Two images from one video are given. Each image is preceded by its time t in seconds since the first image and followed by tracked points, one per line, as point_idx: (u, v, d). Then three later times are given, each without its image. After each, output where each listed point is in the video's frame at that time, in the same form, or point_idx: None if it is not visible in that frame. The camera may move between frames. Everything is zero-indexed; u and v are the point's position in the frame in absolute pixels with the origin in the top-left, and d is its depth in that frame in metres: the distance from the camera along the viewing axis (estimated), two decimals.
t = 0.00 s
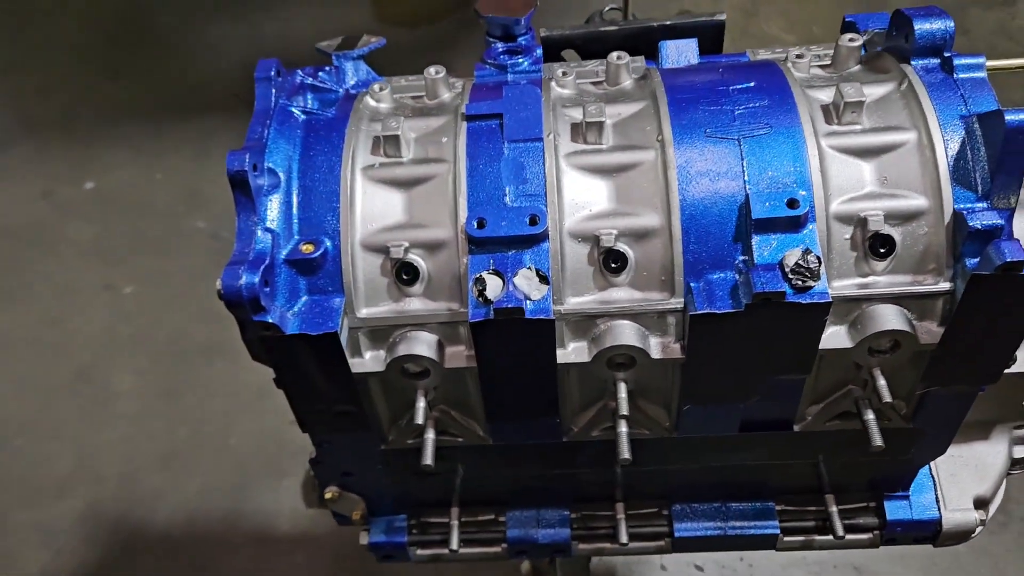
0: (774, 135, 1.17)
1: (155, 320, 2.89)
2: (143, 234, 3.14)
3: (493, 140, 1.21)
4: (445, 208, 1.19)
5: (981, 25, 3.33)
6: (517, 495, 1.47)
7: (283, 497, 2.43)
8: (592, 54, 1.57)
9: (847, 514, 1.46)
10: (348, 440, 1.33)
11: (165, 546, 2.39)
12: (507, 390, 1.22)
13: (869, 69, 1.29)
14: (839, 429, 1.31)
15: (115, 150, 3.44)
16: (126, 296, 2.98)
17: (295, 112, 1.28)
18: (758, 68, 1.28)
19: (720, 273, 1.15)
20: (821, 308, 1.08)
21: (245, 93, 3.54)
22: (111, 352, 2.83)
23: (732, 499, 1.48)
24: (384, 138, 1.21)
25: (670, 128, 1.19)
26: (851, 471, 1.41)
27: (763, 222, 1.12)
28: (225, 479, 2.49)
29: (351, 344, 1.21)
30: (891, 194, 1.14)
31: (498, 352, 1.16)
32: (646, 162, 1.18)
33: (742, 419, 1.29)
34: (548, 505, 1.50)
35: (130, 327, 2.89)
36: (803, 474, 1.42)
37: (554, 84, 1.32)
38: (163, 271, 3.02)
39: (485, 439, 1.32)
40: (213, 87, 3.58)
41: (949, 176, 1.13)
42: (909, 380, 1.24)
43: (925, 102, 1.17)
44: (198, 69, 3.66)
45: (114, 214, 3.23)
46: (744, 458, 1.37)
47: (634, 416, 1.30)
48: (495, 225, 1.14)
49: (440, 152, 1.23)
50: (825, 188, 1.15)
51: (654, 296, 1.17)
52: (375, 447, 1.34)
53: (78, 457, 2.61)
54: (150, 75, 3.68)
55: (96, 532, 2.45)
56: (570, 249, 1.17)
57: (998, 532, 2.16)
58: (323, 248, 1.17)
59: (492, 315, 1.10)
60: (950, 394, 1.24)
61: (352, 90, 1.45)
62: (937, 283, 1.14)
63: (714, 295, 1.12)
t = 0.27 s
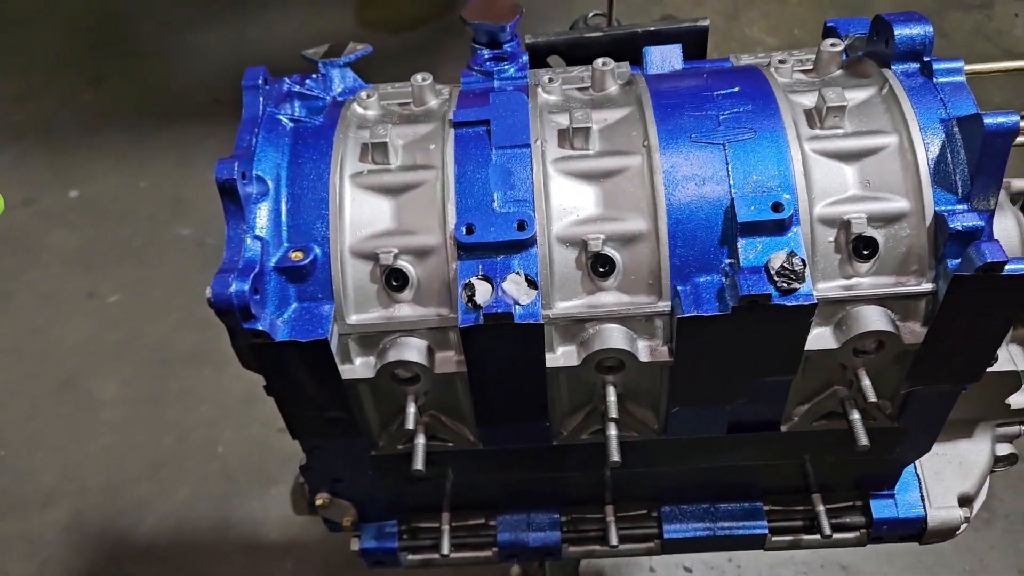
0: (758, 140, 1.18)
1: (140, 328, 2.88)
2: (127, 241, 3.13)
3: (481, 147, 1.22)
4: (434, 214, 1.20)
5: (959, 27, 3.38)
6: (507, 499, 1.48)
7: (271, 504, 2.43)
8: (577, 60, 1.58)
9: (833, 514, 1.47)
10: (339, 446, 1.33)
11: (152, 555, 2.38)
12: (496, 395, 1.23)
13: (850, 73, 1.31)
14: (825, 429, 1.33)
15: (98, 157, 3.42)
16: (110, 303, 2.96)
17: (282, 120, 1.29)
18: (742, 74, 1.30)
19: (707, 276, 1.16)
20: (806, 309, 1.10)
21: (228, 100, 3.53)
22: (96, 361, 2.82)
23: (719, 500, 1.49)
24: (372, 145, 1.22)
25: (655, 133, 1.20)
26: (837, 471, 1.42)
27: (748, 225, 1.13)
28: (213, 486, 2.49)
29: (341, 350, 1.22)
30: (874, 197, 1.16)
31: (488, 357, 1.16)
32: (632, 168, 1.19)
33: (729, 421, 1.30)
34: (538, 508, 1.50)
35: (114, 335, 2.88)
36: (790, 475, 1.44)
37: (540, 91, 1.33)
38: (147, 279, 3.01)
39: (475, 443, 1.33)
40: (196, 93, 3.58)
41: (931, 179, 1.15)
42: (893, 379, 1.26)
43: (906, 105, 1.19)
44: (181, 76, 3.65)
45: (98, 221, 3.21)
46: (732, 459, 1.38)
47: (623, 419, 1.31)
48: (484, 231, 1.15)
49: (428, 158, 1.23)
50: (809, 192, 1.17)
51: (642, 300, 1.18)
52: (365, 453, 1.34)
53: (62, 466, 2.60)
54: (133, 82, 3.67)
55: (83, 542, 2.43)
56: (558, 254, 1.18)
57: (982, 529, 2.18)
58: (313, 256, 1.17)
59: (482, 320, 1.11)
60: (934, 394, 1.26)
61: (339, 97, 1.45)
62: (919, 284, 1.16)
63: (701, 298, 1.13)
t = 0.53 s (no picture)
0: (744, 149, 1.18)
1: (126, 336, 2.86)
2: (112, 248, 3.11)
3: (466, 157, 1.21)
4: (419, 225, 1.19)
5: (946, 30, 3.39)
6: (495, 510, 1.47)
7: (259, 513, 2.41)
8: (563, 68, 1.58)
9: (822, 522, 1.47)
10: (324, 459, 1.32)
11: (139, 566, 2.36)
12: (483, 407, 1.22)
13: (836, 81, 1.30)
14: (813, 438, 1.32)
15: (83, 164, 3.40)
16: (96, 311, 2.94)
17: (265, 130, 1.28)
18: (728, 82, 1.30)
19: (694, 286, 1.16)
20: (793, 320, 1.09)
21: (215, 105, 3.51)
22: (81, 369, 2.80)
23: (708, 509, 1.49)
24: (356, 156, 1.21)
25: (641, 142, 1.19)
26: (826, 479, 1.42)
27: (734, 235, 1.12)
28: (200, 496, 2.47)
29: (326, 363, 1.21)
30: (860, 206, 1.16)
31: (474, 369, 1.15)
32: (619, 177, 1.19)
33: (717, 431, 1.30)
34: (526, 519, 1.49)
35: (99, 342, 2.85)
36: (778, 484, 1.43)
37: (526, 99, 1.32)
38: (133, 286, 2.99)
39: (462, 455, 1.32)
40: (183, 99, 3.55)
41: (917, 188, 1.14)
42: (881, 389, 1.25)
43: (892, 114, 1.19)
44: (167, 81, 3.63)
45: (83, 229, 3.19)
46: (720, 468, 1.37)
47: (611, 430, 1.31)
48: (469, 242, 1.14)
49: (413, 169, 1.22)
50: (796, 201, 1.16)
51: (629, 310, 1.18)
52: (351, 465, 1.33)
53: (47, 476, 2.57)
54: (118, 87, 3.64)
55: (68, 553, 2.41)
56: (544, 265, 1.17)
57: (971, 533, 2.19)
58: (296, 267, 1.16)
59: (467, 332, 1.10)
60: (921, 403, 1.26)
61: (323, 105, 1.45)
62: (906, 293, 1.15)
63: (688, 309, 1.12)
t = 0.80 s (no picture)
0: (729, 156, 1.16)
1: (114, 338, 2.84)
2: (101, 250, 3.08)
3: (448, 163, 1.20)
4: (400, 233, 1.17)
5: (939, 31, 3.38)
6: (479, 518, 1.45)
7: (246, 517, 2.40)
8: (550, 73, 1.56)
9: (809, 531, 1.46)
10: (306, 468, 1.30)
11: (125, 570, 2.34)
12: (465, 417, 1.20)
13: (823, 87, 1.29)
14: (799, 447, 1.31)
15: (72, 165, 3.38)
16: (84, 314, 2.92)
17: (246, 136, 1.26)
18: (714, 88, 1.28)
19: (678, 295, 1.14)
20: (778, 329, 1.08)
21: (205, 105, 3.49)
22: (68, 372, 2.78)
23: (694, 518, 1.48)
24: (336, 162, 1.19)
25: (625, 149, 1.18)
26: (813, 488, 1.41)
27: (719, 244, 1.11)
28: (187, 499, 2.45)
29: (306, 372, 1.19)
30: (846, 214, 1.14)
31: (456, 378, 1.14)
32: (602, 184, 1.17)
33: (704, 439, 1.28)
34: (511, 528, 1.48)
35: (86, 345, 2.83)
36: (766, 492, 1.42)
37: (510, 105, 1.31)
38: (122, 288, 2.97)
39: (445, 464, 1.30)
40: (173, 99, 3.53)
41: (904, 196, 1.13)
42: (868, 398, 1.24)
43: (878, 121, 1.18)
44: (157, 82, 3.61)
45: (72, 230, 3.17)
46: (707, 477, 1.36)
47: (595, 439, 1.29)
48: (450, 250, 1.12)
49: (394, 176, 1.21)
50: (781, 209, 1.15)
51: (613, 319, 1.16)
52: (333, 475, 1.32)
53: (34, 480, 2.55)
54: (108, 88, 3.62)
55: (54, 558, 2.39)
56: (527, 273, 1.16)
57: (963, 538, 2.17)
58: (276, 276, 1.15)
59: (448, 342, 1.09)
60: (908, 412, 1.25)
61: (307, 110, 1.44)
62: (893, 302, 1.14)
63: (672, 318, 1.11)
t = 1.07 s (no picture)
0: (722, 164, 1.15)
1: (106, 340, 2.82)
2: (94, 251, 3.06)
3: (437, 170, 1.18)
4: (388, 241, 1.15)
5: (938, 31, 3.36)
6: (470, 527, 1.44)
7: (239, 520, 2.38)
8: (542, 77, 1.55)
9: (804, 541, 1.44)
10: (293, 478, 1.29)
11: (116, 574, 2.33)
12: (454, 427, 1.19)
13: (818, 93, 1.27)
14: (793, 458, 1.29)
15: (65, 164, 3.35)
16: (76, 315, 2.90)
17: (232, 141, 1.24)
18: (708, 93, 1.27)
19: (670, 305, 1.13)
20: (770, 341, 1.06)
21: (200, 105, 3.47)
22: (60, 374, 2.76)
23: (687, 527, 1.46)
24: (323, 169, 1.17)
25: (616, 156, 1.16)
26: (807, 498, 1.39)
27: (711, 253, 1.09)
28: (180, 503, 2.43)
29: (292, 382, 1.17)
30: (841, 223, 1.13)
31: (444, 389, 1.12)
32: (593, 192, 1.16)
33: (696, 449, 1.26)
34: (502, 538, 1.46)
35: (79, 347, 2.81)
36: (759, 502, 1.41)
37: (500, 110, 1.29)
38: (115, 289, 2.95)
39: (434, 474, 1.29)
40: (167, 98, 3.51)
41: (899, 206, 1.12)
42: (862, 408, 1.22)
43: (873, 128, 1.16)
44: (152, 80, 3.58)
45: (65, 230, 3.15)
46: (700, 487, 1.35)
47: (586, 449, 1.28)
48: (438, 259, 1.10)
49: (382, 182, 1.19)
50: (774, 218, 1.13)
51: (603, 329, 1.15)
52: (320, 484, 1.30)
53: (25, 484, 2.53)
54: (102, 87, 3.60)
55: (45, 562, 2.37)
56: (516, 282, 1.14)
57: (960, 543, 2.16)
58: (261, 284, 1.13)
59: (436, 353, 1.07)
60: (903, 422, 1.23)
61: (296, 114, 1.42)
62: (887, 313, 1.13)
63: (663, 329, 1.09)
